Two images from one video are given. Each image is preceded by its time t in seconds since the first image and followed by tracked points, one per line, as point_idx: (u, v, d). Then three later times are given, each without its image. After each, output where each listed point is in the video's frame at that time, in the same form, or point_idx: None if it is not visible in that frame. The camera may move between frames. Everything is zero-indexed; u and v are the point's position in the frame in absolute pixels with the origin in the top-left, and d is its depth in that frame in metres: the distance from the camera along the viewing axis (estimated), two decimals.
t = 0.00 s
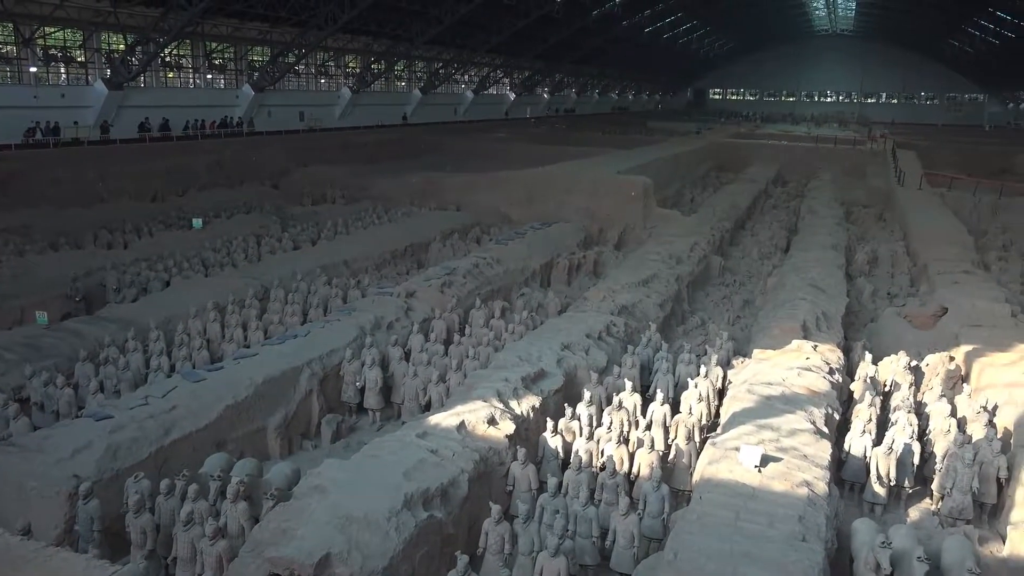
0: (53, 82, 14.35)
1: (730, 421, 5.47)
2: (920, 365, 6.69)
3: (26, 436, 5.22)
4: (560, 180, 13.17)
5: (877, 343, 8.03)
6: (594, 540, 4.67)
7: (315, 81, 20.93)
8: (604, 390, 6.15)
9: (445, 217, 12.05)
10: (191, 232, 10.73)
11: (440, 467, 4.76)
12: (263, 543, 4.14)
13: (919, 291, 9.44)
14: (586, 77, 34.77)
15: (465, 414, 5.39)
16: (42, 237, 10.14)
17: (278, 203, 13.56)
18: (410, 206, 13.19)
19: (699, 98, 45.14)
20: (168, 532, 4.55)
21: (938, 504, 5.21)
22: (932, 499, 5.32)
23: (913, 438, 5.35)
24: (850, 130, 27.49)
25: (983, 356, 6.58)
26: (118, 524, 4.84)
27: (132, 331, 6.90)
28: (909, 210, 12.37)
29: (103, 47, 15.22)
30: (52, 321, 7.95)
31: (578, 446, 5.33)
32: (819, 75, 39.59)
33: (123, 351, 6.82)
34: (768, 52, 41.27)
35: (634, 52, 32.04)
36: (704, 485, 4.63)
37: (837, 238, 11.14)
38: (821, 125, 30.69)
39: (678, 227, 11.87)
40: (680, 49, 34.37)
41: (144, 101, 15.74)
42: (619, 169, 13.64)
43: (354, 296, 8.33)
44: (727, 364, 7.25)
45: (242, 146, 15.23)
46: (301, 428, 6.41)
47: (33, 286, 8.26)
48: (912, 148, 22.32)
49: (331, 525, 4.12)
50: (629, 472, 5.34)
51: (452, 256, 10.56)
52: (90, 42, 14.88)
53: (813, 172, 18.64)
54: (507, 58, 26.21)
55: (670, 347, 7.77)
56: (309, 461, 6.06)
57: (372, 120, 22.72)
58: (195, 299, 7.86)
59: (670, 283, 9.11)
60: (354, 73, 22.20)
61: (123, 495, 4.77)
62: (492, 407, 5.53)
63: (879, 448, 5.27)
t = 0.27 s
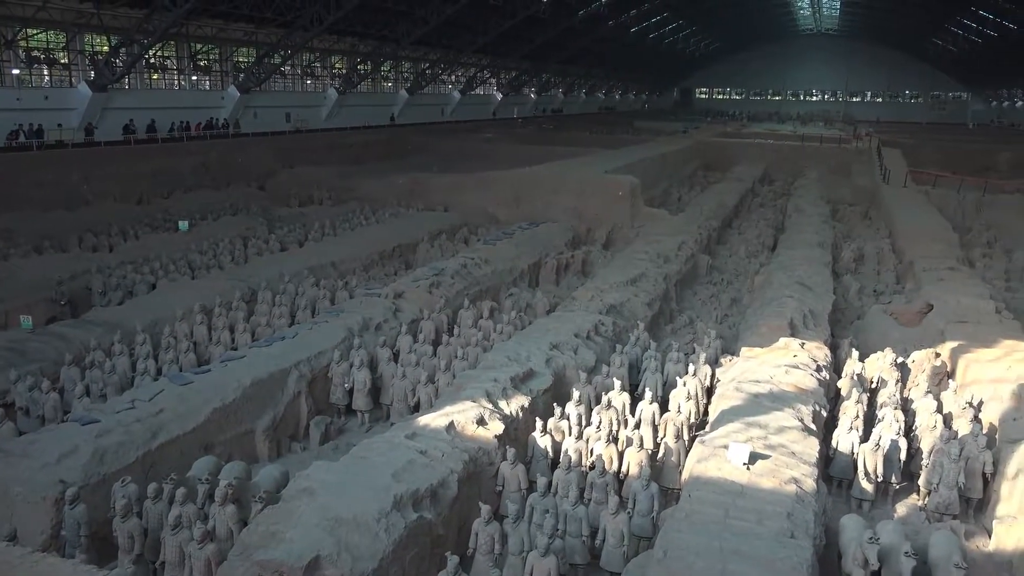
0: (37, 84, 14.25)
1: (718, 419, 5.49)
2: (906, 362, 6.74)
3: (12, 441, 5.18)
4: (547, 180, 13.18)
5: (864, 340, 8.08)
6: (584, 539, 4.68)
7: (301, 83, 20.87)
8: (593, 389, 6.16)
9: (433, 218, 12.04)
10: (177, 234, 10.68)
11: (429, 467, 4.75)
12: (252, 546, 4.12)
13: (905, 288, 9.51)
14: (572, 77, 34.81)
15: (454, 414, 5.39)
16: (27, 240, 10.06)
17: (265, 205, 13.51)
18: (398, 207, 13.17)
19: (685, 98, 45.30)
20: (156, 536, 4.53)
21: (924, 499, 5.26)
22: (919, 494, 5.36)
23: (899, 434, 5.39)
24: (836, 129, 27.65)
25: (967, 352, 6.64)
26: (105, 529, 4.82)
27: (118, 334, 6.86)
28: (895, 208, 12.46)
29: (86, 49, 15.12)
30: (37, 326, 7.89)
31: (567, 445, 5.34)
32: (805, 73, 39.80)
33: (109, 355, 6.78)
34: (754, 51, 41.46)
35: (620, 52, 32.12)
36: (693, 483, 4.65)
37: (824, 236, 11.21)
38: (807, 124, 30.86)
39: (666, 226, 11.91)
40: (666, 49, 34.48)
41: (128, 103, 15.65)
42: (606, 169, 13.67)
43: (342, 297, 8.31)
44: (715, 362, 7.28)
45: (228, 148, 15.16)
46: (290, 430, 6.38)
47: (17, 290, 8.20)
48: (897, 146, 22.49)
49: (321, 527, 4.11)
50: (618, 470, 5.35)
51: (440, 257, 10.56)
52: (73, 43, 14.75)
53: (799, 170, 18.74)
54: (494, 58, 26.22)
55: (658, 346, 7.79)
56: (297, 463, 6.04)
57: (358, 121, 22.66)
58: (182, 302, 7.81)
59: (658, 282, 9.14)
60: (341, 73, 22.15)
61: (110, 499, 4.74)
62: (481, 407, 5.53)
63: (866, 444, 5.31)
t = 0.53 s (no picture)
0: (20, 85, 14.14)
1: (707, 417, 5.51)
2: (893, 358, 6.78)
3: None
4: (535, 179, 13.19)
5: (851, 337, 8.12)
6: (574, 538, 4.69)
7: (288, 83, 20.79)
8: (582, 388, 6.17)
9: (421, 218, 12.02)
10: (163, 236, 10.62)
11: (419, 468, 4.75)
12: (242, 548, 4.11)
13: (891, 285, 9.58)
14: (560, 76, 34.85)
15: (444, 414, 5.38)
16: (12, 243, 9.99)
17: (252, 206, 13.45)
18: (386, 207, 13.14)
19: (672, 97, 45.42)
20: (145, 539, 4.51)
21: (911, 494, 5.29)
22: (906, 489, 5.40)
23: (887, 430, 5.43)
24: (822, 126, 27.79)
25: (953, 348, 6.68)
26: (92, 532, 4.80)
27: (104, 337, 6.82)
28: (881, 205, 12.54)
29: (70, 50, 15.00)
30: (22, 329, 7.83)
31: (557, 444, 5.34)
32: (791, 71, 39.98)
33: (95, 358, 6.74)
34: (740, 50, 41.62)
35: (607, 51, 32.17)
36: (683, 480, 4.66)
37: (811, 234, 11.27)
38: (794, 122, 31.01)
39: (654, 224, 11.95)
40: (653, 47, 34.56)
41: (113, 104, 15.55)
42: (594, 168, 13.69)
43: (330, 298, 8.29)
44: (704, 360, 7.30)
45: (214, 149, 15.08)
46: (279, 432, 6.36)
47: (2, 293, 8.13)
48: (883, 143, 22.64)
49: (310, 528, 4.10)
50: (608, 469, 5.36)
51: (429, 257, 10.54)
52: (57, 44, 14.62)
53: (786, 168, 18.84)
54: (481, 58, 26.21)
55: (647, 344, 7.81)
56: (286, 465, 6.02)
57: (346, 121, 22.59)
58: (169, 304, 7.77)
59: (647, 280, 9.16)
60: (327, 73, 22.09)
61: (97, 503, 4.71)
62: (470, 407, 5.53)
63: (853, 440, 5.34)
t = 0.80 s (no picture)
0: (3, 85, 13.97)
1: (696, 413, 5.53)
2: (880, 354, 6.83)
3: None
4: (524, 178, 13.20)
5: (838, 333, 8.17)
6: (564, 535, 4.70)
7: (274, 82, 20.71)
8: (571, 386, 6.18)
9: (409, 217, 12.01)
10: (149, 236, 10.56)
11: (409, 467, 4.75)
12: (231, 550, 4.10)
13: (877, 282, 9.64)
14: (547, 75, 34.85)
15: (434, 413, 5.38)
16: None
17: (239, 206, 13.39)
18: (374, 206, 13.11)
19: (659, 95, 45.51)
20: (133, 542, 4.49)
21: (899, 489, 5.34)
22: (893, 484, 5.44)
23: (874, 425, 5.47)
24: (808, 124, 27.95)
25: (939, 343, 6.74)
26: (80, 535, 4.77)
27: (91, 339, 6.77)
28: (867, 202, 12.62)
29: (54, 49, 14.88)
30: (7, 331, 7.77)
31: (547, 442, 5.35)
32: (777, 69, 40.15)
33: (81, 360, 6.70)
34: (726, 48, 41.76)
35: (594, 50, 32.21)
36: (672, 477, 4.68)
37: (798, 231, 11.33)
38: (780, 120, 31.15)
39: (642, 222, 11.98)
40: (640, 46, 34.62)
41: (98, 105, 15.43)
42: (582, 166, 13.71)
43: (318, 298, 8.27)
44: (693, 358, 7.33)
45: (201, 149, 15.00)
46: (268, 433, 6.34)
47: None
48: (869, 141, 22.78)
49: (300, 529, 4.09)
50: (597, 466, 5.37)
51: (418, 256, 10.53)
52: (40, 44, 14.51)
53: (773, 166, 18.92)
54: (468, 57, 26.18)
55: (636, 342, 7.83)
56: (275, 465, 6.00)
57: (333, 120, 22.49)
58: (155, 305, 7.73)
59: (635, 278, 9.19)
60: (314, 73, 22.02)
61: (84, 506, 4.69)
62: (459, 406, 5.53)
63: (841, 436, 5.37)
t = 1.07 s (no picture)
0: None
1: (684, 410, 5.55)
2: (866, 350, 6.88)
3: None
4: (512, 176, 13.19)
5: (826, 329, 8.22)
6: (554, 533, 4.71)
7: (261, 81, 20.62)
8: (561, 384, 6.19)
9: (397, 215, 11.98)
10: (134, 236, 10.50)
11: (398, 467, 4.74)
12: (220, 550, 4.08)
13: (863, 278, 9.70)
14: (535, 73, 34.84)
15: (423, 412, 5.37)
16: None
17: (226, 205, 13.33)
18: (362, 205, 13.08)
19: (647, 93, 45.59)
20: (121, 543, 4.46)
21: (886, 484, 5.37)
22: (881, 479, 5.47)
23: (860, 421, 5.50)
24: (795, 121, 28.07)
25: (925, 339, 6.78)
26: (66, 537, 4.75)
27: (77, 340, 6.73)
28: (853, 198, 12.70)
29: (37, 48, 14.73)
30: None
31: (536, 440, 5.36)
32: (764, 67, 40.30)
33: (67, 361, 6.66)
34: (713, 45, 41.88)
35: (582, 48, 32.24)
36: (661, 474, 4.69)
37: (785, 227, 11.39)
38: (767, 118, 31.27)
39: (630, 220, 12.01)
40: (627, 43, 34.66)
41: (82, 104, 15.31)
42: (570, 164, 13.73)
43: (306, 298, 8.24)
44: (681, 354, 7.35)
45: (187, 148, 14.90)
46: (256, 433, 6.32)
47: None
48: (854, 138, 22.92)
49: (289, 529, 4.08)
50: (586, 464, 5.38)
51: (406, 255, 10.50)
52: (23, 43, 14.37)
53: (760, 163, 19.00)
54: (456, 55, 26.15)
55: (625, 339, 7.84)
56: (264, 466, 5.98)
57: (320, 119, 22.34)
58: (142, 305, 7.68)
59: (623, 276, 9.20)
60: (301, 71, 21.95)
61: (71, 508, 4.66)
62: (449, 405, 5.53)
63: (829, 432, 5.40)
